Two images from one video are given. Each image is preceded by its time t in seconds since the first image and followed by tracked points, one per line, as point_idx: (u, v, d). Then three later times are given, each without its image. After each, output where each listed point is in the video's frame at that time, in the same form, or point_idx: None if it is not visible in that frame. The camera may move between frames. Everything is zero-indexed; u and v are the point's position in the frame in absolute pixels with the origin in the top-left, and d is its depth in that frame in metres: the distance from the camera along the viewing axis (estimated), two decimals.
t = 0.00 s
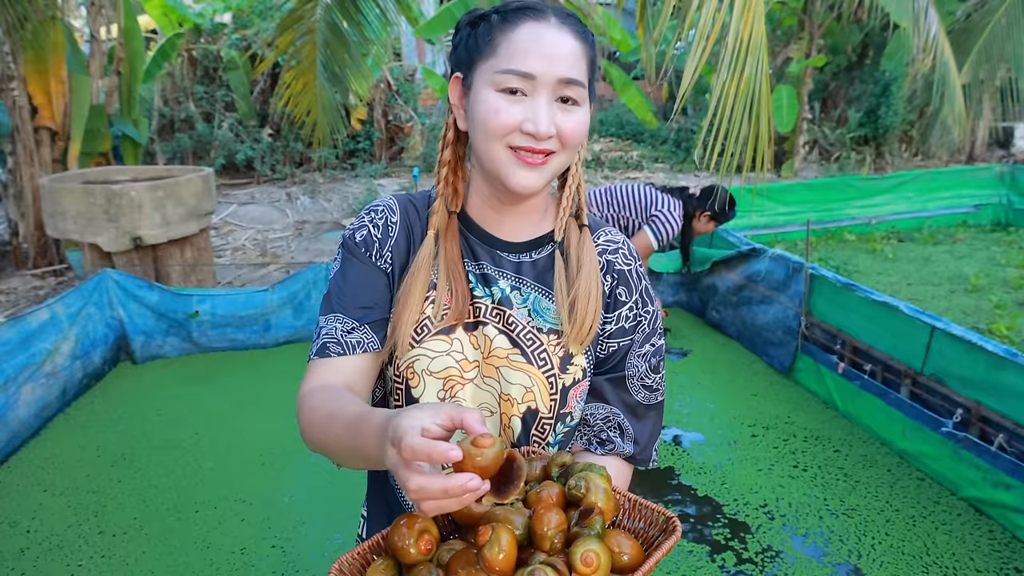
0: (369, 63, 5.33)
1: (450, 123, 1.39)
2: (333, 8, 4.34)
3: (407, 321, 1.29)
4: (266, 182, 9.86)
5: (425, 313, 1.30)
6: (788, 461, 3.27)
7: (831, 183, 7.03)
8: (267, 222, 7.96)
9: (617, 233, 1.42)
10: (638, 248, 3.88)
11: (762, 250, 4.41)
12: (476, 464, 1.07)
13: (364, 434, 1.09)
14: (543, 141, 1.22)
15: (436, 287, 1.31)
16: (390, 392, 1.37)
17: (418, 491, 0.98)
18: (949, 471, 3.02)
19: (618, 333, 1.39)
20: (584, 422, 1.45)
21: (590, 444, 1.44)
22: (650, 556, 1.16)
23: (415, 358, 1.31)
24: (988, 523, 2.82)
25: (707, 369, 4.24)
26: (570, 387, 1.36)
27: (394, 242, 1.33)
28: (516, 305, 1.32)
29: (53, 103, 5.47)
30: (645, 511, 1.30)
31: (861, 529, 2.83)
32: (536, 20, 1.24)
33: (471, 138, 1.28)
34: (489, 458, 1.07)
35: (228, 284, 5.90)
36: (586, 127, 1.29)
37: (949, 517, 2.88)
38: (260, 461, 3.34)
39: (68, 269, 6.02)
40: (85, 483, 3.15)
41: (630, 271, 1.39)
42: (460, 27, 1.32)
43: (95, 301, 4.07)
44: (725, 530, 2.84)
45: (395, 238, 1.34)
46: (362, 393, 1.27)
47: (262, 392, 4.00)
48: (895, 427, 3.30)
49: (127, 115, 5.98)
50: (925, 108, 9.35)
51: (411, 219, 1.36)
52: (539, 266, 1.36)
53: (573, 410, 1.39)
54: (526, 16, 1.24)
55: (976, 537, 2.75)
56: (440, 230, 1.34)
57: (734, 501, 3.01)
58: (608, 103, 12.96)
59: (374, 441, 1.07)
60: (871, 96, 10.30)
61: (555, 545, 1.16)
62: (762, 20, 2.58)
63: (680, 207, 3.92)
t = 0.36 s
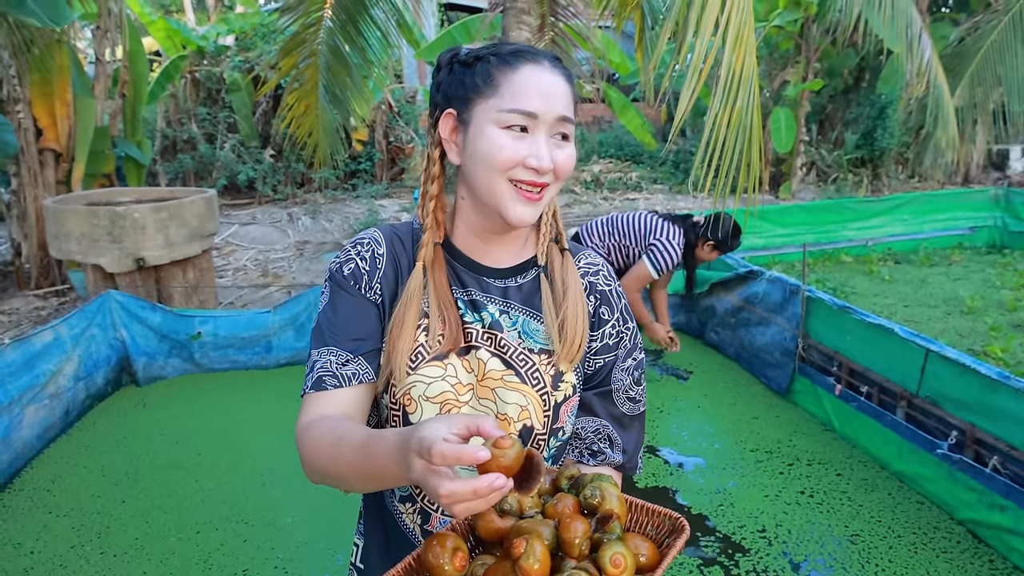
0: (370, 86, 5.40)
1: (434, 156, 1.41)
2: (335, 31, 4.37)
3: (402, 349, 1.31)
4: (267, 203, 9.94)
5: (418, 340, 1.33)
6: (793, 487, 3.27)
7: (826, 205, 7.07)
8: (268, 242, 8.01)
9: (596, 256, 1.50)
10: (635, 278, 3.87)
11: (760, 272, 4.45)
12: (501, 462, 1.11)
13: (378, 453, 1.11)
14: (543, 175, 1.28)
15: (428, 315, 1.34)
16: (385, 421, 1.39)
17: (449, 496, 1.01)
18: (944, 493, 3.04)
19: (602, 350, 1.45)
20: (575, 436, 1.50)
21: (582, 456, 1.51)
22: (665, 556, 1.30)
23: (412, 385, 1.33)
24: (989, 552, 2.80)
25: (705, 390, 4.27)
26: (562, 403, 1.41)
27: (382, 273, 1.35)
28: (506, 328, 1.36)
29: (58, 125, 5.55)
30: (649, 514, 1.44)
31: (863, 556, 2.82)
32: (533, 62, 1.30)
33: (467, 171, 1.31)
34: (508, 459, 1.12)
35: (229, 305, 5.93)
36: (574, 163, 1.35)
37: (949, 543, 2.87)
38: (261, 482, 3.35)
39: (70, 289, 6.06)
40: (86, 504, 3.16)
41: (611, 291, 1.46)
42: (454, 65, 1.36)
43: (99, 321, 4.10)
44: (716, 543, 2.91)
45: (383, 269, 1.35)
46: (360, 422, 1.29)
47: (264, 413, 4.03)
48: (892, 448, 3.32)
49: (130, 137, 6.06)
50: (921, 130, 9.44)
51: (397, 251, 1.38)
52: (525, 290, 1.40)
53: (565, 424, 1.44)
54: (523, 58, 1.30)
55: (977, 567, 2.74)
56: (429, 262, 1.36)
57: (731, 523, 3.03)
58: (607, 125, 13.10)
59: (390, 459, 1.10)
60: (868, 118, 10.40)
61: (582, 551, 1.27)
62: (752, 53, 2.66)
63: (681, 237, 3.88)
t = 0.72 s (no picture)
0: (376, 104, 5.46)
1: (417, 175, 1.42)
2: (341, 49, 4.41)
3: (393, 362, 1.32)
4: (272, 219, 10.04)
5: (408, 353, 1.34)
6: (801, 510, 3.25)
7: (831, 224, 7.19)
8: (273, 258, 8.06)
9: (573, 267, 1.57)
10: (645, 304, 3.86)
11: (763, 291, 4.48)
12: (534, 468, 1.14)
13: (397, 469, 1.07)
14: (528, 196, 1.30)
15: (416, 328, 1.35)
16: (377, 435, 1.40)
17: (492, 505, 0.98)
18: (949, 514, 3.04)
19: (586, 355, 1.50)
20: (562, 439, 1.52)
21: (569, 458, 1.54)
22: (676, 536, 1.37)
23: (404, 397, 1.34)
24: None
25: (710, 409, 4.28)
26: (550, 407, 1.45)
27: (367, 289, 1.36)
28: (494, 338, 1.39)
29: (67, 142, 5.62)
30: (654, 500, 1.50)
31: None
32: (518, 87, 1.33)
33: (452, 192, 1.33)
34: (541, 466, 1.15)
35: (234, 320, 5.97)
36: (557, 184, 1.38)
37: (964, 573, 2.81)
38: (267, 496, 3.37)
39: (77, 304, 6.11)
40: (94, 518, 3.18)
41: (590, 299, 1.54)
42: (438, 87, 1.37)
43: (106, 336, 4.14)
44: (711, 555, 2.96)
45: (367, 285, 1.36)
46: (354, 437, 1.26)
47: (269, 428, 4.05)
48: (896, 468, 3.33)
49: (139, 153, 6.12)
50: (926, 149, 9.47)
51: (380, 267, 1.39)
52: (508, 300, 1.44)
53: (553, 428, 1.48)
54: (508, 83, 1.32)
55: None
56: (414, 278, 1.38)
57: (729, 537, 3.06)
58: (610, 143, 13.20)
59: (411, 473, 1.07)
60: (872, 137, 10.45)
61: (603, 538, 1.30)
62: (759, 75, 2.71)
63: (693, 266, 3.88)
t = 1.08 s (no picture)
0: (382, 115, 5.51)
1: (402, 187, 1.40)
2: (346, 60, 4.45)
3: (381, 367, 1.31)
4: (278, 228, 10.11)
5: (396, 356, 1.34)
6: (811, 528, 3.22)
7: (837, 239, 7.38)
8: (279, 268, 8.10)
9: (551, 269, 1.62)
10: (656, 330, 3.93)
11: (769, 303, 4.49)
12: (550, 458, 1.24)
13: (398, 464, 1.07)
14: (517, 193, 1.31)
15: (403, 331, 1.35)
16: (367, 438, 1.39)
17: (509, 490, 0.99)
18: (956, 530, 3.03)
19: (568, 352, 1.54)
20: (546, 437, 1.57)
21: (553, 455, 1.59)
22: (676, 519, 1.45)
23: (394, 401, 1.33)
24: None
25: (714, 421, 4.29)
26: (536, 405, 1.48)
27: (352, 295, 1.36)
28: (480, 339, 1.41)
29: (76, 151, 5.68)
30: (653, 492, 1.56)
31: None
32: (499, 90, 1.36)
33: (440, 194, 1.33)
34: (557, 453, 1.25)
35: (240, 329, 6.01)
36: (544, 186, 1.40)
37: None
38: (273, 504, 3.39)
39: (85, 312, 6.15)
40: (102, 523, 3.20)
41: (569, 298, 1.58)
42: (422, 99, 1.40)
43: (114, 343, 4.17)
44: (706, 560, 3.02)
45: (352, 291, 1.36)
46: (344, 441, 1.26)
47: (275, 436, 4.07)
48: (902, 482, 3.33)
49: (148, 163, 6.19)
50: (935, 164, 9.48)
51: (363, 273, 1.40)
52: (491, 303, 1.47)
53: (540, 425, 1.51)
54: (491, 88, 1.35)
55: None
56: (401, 289, 1.37)
57: (730, 549, 3.07)
58: (615, 155, 13.25)
59: (417, 466, 1.06)
60: (879, 150, 10.46)
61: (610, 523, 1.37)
62: (774, 85, 2.73)
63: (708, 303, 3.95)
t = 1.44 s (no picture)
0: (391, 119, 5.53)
1: (385, 200, 1.45)
2: (355, 64, 4.47)
3: (375, 370, 1.32)
4: (287, 232, 10.16)
5: (388, 361, 1.35)
6: (823, 535, 3.19)
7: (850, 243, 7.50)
8: (288, 271, 8.15)
9: (538, 263, 1.56)
10: (665, 337, 3.94)
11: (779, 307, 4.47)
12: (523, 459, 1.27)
13: (388, 466, 1.08)
14: (466, 193, 1.32)
15: (394, 336, 1.36)
16: (364, 442, 1.40)
17: (484, 494, 1.00)
18: (969, 536, 3.01)
19: (555, 348, 1.51)
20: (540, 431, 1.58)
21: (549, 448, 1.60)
22: (666, 508, 1.48)
23: (388, 404, 1.34)
24: None
25: (723, 425, 4.28)
26: (530, 401, 1.48)
27: (343, 303, 1.36)
28: (471, 340, 1.42)
29: (89, 156, 5.73)
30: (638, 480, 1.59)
31: None
32: (456, 92, 1.37)
33: (400, 201, 1.37)
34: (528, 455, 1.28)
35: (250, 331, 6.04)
36: (508, 186, 1.39)
37: None
38: (283, 505, 3.41)
39: (97, 314, 6.20)
40: (116, 524, 3.23)
41: (556, 291, 1.53)
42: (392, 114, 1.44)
43: (127, 345, 4.20)
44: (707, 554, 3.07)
45: (343, 299, 1.36)
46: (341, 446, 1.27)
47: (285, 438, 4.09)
48: (914, 488, 3.31)
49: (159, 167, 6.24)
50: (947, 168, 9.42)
51: (354, 281, 1.39)
52: (479, 304, 1.46)
53: (532, 421, 1.51)
54: (445, 91, 1.36)
55: None
56: (386, 292, 1.39)
57: (739, 554, 3.06)
58: (624, 159, 13.25)
59: (404, 465, 1.07)
60: (890, 155, 10.41)
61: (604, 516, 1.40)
62: (795, 84, 2.74)
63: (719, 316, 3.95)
